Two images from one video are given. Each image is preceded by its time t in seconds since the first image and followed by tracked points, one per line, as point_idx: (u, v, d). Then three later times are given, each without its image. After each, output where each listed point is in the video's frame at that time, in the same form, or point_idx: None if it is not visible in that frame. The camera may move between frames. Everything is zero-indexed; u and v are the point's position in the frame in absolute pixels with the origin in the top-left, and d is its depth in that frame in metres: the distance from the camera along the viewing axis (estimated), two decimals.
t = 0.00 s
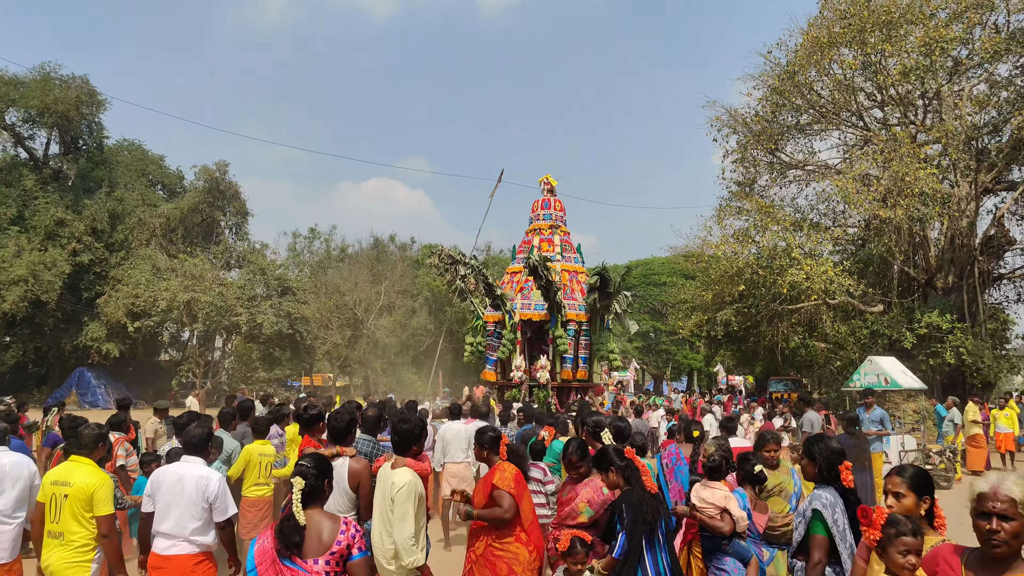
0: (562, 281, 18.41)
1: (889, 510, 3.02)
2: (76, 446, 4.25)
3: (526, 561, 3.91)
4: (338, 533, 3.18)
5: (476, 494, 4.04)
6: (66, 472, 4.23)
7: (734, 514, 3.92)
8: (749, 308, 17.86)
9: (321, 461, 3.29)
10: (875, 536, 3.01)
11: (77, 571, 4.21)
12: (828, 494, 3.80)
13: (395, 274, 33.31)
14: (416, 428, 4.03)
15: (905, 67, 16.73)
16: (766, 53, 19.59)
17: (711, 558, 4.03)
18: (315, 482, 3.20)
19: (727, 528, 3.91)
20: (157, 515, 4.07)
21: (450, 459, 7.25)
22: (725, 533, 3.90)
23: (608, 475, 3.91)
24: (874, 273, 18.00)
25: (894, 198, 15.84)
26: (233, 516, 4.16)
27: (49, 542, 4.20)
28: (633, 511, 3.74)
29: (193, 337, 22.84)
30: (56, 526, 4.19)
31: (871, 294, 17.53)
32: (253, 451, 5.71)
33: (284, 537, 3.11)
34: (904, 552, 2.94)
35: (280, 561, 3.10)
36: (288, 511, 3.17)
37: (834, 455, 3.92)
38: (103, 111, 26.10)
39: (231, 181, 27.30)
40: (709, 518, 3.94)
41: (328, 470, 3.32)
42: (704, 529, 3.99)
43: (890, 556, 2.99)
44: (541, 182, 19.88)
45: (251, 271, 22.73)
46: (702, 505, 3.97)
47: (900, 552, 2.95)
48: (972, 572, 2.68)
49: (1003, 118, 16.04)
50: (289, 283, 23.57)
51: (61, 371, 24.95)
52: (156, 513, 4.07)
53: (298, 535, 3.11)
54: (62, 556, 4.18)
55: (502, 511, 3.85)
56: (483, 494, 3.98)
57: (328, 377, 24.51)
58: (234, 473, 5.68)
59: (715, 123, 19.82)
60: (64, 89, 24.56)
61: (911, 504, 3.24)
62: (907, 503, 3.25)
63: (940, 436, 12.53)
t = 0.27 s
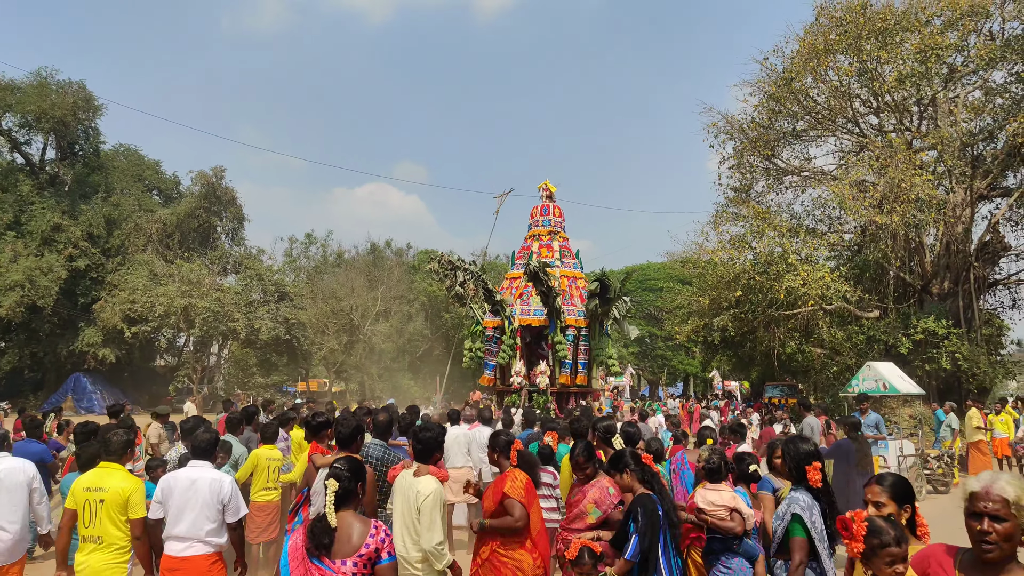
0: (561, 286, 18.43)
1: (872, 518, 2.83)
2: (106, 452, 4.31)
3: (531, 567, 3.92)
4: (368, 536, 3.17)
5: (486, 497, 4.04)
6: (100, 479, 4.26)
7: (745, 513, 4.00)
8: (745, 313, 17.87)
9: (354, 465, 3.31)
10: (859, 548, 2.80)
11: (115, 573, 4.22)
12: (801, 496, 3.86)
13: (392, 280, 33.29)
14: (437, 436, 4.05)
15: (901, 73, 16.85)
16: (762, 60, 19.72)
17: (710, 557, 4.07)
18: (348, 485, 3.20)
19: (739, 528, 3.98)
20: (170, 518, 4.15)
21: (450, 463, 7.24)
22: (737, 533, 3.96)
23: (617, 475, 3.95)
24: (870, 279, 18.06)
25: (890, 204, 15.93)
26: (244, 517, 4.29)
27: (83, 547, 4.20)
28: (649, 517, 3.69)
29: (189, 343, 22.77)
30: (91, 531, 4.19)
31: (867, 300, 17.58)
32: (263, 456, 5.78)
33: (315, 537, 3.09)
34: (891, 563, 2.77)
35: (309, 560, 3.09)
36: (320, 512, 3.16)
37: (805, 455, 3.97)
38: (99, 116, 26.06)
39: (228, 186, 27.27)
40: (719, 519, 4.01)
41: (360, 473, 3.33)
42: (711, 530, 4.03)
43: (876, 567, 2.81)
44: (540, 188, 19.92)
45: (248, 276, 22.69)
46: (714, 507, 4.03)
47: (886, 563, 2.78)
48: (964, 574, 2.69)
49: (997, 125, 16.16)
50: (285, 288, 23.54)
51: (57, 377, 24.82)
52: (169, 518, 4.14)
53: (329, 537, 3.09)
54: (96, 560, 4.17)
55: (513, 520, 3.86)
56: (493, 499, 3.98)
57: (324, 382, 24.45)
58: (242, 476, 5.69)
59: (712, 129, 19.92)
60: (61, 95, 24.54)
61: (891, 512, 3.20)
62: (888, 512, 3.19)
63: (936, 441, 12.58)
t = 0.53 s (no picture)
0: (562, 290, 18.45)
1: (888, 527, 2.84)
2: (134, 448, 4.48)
3: (545, 568, 3.95)
4: (416, 537, 3.03)
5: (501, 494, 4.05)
6: (129, 475, 4.42)
7: (754, 511, 4.03)
8: (744, 317, 17.88)
9: (407, 464, 3.23)
10: (874, 557, 2.79)
11: (152, 567, 4.33)
12: (789, 493, 3.94)
13: (391, 283, 33.28)
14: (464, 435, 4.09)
15: (899, 78, 16.93)
16: (761, 64, 19.78)
17: (719, 554, 4.08)
18: (399, 485, 3.12)
19: (748, 526, 4.00)
20: (183, 516, 4.18)
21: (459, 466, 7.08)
22: (747, 531, 3.98)
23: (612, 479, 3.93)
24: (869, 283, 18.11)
25: (889, 208, 15.99)
26: (255, 512, 4.35)
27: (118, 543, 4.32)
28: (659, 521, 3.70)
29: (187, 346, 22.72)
30: (124, 525, 4.32)
31: (866, 303, 17.58)
32: (275, 459, 5.97)
33: (365, 535, 3.00)
34: (907, 571, 2.72)
35: (357, 558, 3.01)
36: (372, 510, 3.07)
37: (793, 453, 4.06)
38: (98, 120, 26.05)
39: (227, 190, 27.23)
40: (728, 519, 4.03)
41: (412, 473, 3.24)
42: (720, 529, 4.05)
43: None
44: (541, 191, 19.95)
45: (247, 279, 22.65)
46: (723, 508, 4.05)
47: (902, 570, 2.73)
48: None
49: (996, 129, 16.22)
50: (284, 291, 23.55)
51: (55, 380, 24.76)
52: (183, 515, 4.17)
53: (377, 537, 2.99)
54: (133, 554, 4.29)
55: (528, 522, 3.87)
56: (506, 502, 3.97)
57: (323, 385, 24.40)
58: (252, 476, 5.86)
59: (711, 133, 19.99)
60: (60, 98, 24.53)
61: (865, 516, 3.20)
62: (861, 515, 3.20)
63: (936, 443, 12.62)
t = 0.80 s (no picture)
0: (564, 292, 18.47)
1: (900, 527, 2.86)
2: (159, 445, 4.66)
3: (556, 566, 3.96)
4: (462, 536, 3.08)
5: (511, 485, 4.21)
6: (154, 471, 4.56)
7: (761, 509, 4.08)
8: (744, 318, 17.87)
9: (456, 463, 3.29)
10: (891, 556, 2.78)
11: (178, 560, 4.47)
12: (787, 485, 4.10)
13: (390, 285, 33.26)
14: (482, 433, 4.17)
15: (898, 80, 17.00)
16: (760, 67, 19.83)
17: (726, 552, 4.09)
18: (448, 485, 3.17)
19: (756, 523, 4.05)
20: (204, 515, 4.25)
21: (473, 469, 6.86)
22: (754, 528, 4.03)
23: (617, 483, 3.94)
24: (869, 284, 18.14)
25: (889, 209, 16.04)
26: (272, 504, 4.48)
27: (149, 538, 4.44)
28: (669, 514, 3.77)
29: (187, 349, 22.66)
30: (153, 521, 4.46)
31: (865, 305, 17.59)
32: (285, 460, 6.07)
33: (414, 533, 3.05)
34: (925, 566, 2.71)
35: (404, 552, 3.09)
36: (422, 508, 3.14)
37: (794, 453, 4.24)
38: (98, 123, 26.05)
39: (226, 192, 27.20)
40: (737, 518, 4.04)
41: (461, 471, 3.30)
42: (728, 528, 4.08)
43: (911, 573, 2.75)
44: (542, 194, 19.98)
45: (247, 282, 22.62)
46: (732, 506, 4.06)
47: (921, 566, 2.71)
48: None
49: (995, 131, 16.28)
50: (284, 293, 23.53)
51: (55, 383, 24.72)
52: (204, 511, 4.25)
53: (427, 534, 3.05)
54: (165, 546, 4.44)
55: (538, 522, 3.87)
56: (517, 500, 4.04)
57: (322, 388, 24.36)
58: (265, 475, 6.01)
59: (710, 135, 20.03)
60: (59, 101, 24.54)
61: (849, 517, 3.12)
62: (843, 517, 3.12)
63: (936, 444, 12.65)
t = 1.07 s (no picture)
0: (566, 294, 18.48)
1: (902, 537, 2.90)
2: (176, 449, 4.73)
3: (555, 562, 3.97)
4: (494, 533, 3.08)
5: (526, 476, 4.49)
6: (186, 470, 4.68)
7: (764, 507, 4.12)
8: (743, 320, 17.88)
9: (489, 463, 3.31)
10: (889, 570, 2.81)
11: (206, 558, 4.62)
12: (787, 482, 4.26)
13: (388, 287, 33.25)
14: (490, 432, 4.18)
15: (897, 82, 17.05)
16: (760, 69, 19.87)
17: (731, 550, 4.12)
18: (481, 484, 3.20)
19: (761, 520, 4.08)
20: (232, 515, 4.40)
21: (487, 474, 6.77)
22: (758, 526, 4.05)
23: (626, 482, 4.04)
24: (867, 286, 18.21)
25: (887, 212, 16.10)
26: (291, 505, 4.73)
27: (179, 536, 4.57)
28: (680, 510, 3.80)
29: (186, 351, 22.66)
30: (183, 518, 4.59)
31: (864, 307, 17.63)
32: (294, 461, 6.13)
33: (450, 530, 3.07)
34: None
35: (438, 549, 3.12)
36: (457, 505, 3.15)
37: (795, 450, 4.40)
38: (96, 125, 26.03)
39: (225, 194, 27.17)
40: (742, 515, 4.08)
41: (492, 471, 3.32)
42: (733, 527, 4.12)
43: None
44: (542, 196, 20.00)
45: (246, 284, 22.60)
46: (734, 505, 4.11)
47: None
48: None
49: (993, 133, 16.34)
50: (284, 295, 23.53)
51: (53, 384, 24.70)
52: (236, 509, 4.41)
53: (463, 532, 3.05)
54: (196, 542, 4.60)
55: (540, 519, 3.94)
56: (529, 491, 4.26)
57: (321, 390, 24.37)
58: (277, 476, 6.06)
59: (709, 137, 20.08)
60: (58, 102, 24.51)
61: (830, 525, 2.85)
62: (825, 526, 2.85)
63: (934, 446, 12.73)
